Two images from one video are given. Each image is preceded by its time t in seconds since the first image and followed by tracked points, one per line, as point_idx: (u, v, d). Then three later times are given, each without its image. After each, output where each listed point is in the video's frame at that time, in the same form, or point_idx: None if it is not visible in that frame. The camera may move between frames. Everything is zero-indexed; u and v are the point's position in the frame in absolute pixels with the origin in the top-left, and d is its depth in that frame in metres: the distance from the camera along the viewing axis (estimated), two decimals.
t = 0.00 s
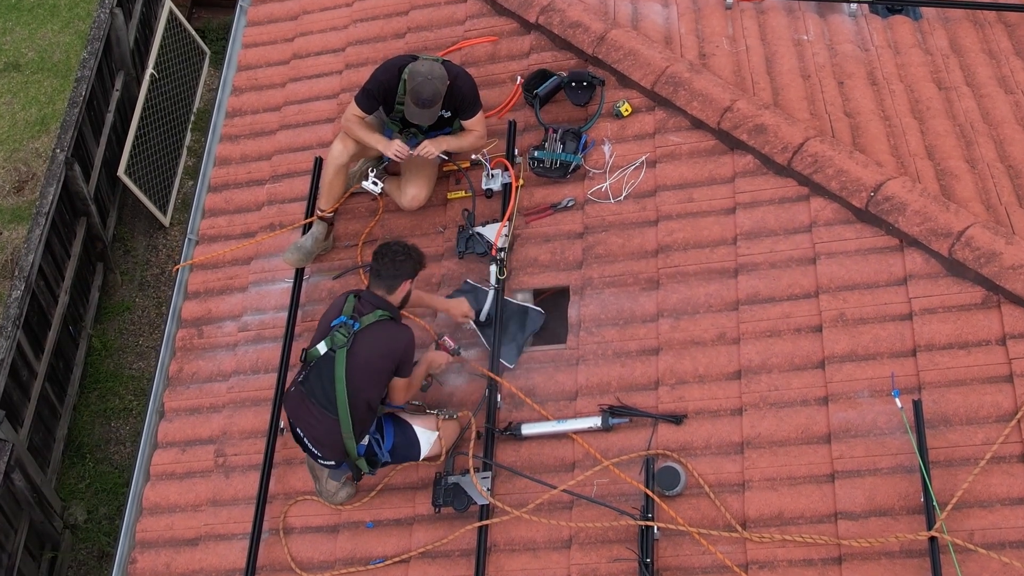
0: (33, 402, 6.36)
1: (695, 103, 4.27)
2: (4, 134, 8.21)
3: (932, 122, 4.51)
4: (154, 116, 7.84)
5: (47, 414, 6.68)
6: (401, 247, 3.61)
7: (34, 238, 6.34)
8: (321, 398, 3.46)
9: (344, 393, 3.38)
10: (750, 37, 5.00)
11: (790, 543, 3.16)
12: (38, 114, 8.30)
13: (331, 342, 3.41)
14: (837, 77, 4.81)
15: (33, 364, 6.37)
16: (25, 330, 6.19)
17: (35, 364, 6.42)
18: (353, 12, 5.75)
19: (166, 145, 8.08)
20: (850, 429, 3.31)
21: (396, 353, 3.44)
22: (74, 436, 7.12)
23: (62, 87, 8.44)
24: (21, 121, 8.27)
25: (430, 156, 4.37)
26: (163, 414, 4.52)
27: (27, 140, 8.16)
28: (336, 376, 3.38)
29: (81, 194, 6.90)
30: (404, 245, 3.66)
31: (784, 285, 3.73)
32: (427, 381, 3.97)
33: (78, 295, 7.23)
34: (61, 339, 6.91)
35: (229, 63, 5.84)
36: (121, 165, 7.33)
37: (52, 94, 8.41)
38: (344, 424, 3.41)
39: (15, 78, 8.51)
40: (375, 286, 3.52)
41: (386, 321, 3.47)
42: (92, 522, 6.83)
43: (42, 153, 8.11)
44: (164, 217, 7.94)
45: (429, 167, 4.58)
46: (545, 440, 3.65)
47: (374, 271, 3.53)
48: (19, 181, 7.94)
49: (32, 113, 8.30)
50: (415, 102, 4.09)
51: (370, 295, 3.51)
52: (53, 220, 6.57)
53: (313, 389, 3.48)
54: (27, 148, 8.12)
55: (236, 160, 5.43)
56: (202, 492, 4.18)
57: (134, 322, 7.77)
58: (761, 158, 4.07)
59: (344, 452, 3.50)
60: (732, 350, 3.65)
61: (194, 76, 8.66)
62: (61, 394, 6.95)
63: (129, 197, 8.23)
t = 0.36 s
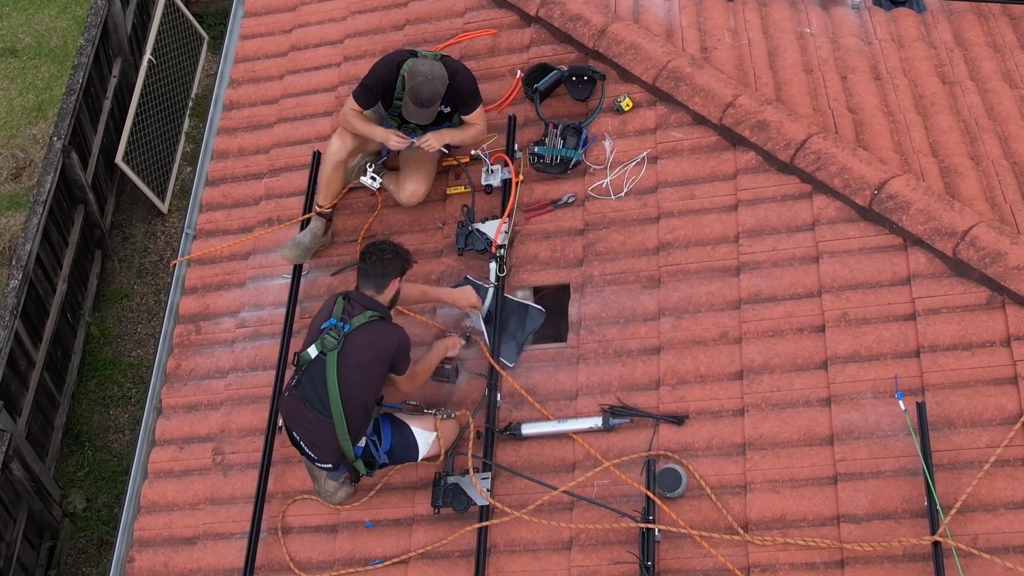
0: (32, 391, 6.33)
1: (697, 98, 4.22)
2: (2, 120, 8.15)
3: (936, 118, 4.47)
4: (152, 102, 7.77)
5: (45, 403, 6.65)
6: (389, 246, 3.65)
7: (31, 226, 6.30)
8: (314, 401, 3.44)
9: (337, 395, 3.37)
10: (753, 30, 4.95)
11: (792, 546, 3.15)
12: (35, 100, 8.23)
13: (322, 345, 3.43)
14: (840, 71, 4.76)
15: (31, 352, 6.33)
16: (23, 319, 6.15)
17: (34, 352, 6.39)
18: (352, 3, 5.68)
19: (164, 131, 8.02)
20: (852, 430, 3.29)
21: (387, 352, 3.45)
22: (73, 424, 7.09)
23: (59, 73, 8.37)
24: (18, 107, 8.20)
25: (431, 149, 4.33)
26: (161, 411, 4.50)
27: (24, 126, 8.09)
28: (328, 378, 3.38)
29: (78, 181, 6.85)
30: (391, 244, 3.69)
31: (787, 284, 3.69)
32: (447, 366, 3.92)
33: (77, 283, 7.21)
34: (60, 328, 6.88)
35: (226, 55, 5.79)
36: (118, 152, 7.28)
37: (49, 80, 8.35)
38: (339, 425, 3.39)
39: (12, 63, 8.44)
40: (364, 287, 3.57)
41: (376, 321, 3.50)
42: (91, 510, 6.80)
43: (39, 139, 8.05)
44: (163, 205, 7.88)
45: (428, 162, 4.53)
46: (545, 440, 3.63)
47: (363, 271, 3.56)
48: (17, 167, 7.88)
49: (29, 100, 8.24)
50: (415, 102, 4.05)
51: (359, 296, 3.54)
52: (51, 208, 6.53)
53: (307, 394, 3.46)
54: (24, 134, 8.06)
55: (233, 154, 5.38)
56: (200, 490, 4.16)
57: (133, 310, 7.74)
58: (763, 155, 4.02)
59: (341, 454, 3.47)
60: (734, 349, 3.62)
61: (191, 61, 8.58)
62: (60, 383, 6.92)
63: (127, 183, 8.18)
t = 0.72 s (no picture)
0: (31, 378, 6.30)
1: (698, 89, 4.17)
2: None
3: (939, 110, 4.42)
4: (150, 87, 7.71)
5: (44, 390, 6.61)
6: (399, 242, 3.64)
7: (29, 212, 6.26)
8: (315, 394, 3.42)
9: (338, 389, 3.35)
10: (755, 20, 4.89)
11: (794, 543, 3.14)
12: (32, 84, 8.16)
13: (325, 338, 3.41)
14: (843, 62, 4.71)
15: (30, 339, 6.30)
16: (21, 306, 6.12)
17: (32, 338, 6.35)
18: None
19: (163, 116, 7.96)
20: (854, 427, 3.27)
21: (391, 349, 3.41)
22: (72, 410, 7.06)
23: (56, 57, 8.30)
24: (15, 91, 8.14)
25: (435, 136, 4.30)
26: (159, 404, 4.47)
27: (22, 111, 8.03)
28: (330, 371, 3.36)
29: (76, 167, 6.81)
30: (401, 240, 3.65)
31: (789, 277, 3.66)
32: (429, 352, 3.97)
33: (76, 268, 7.19)
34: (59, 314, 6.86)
35: (223, 43, 5.73)
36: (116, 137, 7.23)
37: (47, 63, 8.28)
38: (339, 419, 3.36)
39: (10, 47, 8.38)
40: (370, 280, 3.57)
41: (380, 316, 3.47)
42: (91, 497, 6.79)
43: (37, 124, 7.99)
44: (162, 190, 7.83)
45: (428, 153, 4.48)
46: (545, 434, 3.62)
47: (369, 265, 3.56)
48: (15, 152, 7.82)
49: (26, 84, 8.17)
50: (411, 116, 4.01)
51: (365, 290, 3.52)
52: (49, 194, 6.49)
53: (308, 386, 3.45)
54: (22, 118, 8.00)
55: (231, 144, 5.33)
56: (199, 484, 4.14)
57: (132, 295, 7.70)
58: (765, 147, 3.98)
59: (340, 448, 3.45)
60: (735, 344, 3.59)
61: (190, 45, 8.51)
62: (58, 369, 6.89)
63: (125, 168, 8.12)
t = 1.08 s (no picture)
0: (30, 362, 6.28)
1: (699, 78, 4.13)
2: None
3: (941, 98, 4.39)
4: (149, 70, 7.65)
5: (43, 373, 6.59)
6: (404, 231, 3.59)
7: (28, 197, 6.22)
8: (316, 383, 3.39)
9: (340, 378, 3.33)
10: (757, 6, 4.84)
11: (795, 535, 3.14)
12: (31, 67, 8.10)
13: (326, 326, 3.37)
14: (846, 49, 4.66)
15: (29, 324, 6.27)
16: (21, 291, 6.10)
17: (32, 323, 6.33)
18: None
19: (161, 100, 7.91)
20: (855, 418, 3.26)
21: (391, 336, 3.42)
22: (72, 394, 7.04)
23: (55, 39, 8.23)
24: (14, 73, 8.07)
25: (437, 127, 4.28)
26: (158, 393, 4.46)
27: (20, 93, 7.97)
28: (332, 360, 3.33)
29: (75, 151, 6.77)
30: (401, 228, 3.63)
31: (791, 268, 3.64)
32: (445, 348, 3.90)
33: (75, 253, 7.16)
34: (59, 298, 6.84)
35: (222, 29, 5.67)
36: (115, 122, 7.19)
37: (45, 46, 8.20)
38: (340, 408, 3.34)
39: (8, 30, 8.31)
40: (371, 269, 3.53)
41: (382, 304, 3.46)
42: (91, 480, 6.79)
43: (36, 107, 7.93)
44: (161, 173, 7.79)
45: (428, 142, 4.43)
46: (545, 425, 3.61)
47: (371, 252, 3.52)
48: (14, 135, 7.77)
49: (25, 67, 8.10)
50: (409, 113, 3.97)
51: (366, 278, 3.50)
52: (48, 178, 6.46)
53: (308, 375, 3.42)
54: (20, 101, 7.93)
55: (230, 131, 5.29)
56: (199, 473, 4.13)
57: (132, 279, 7.67)
58: (766, 136, 3.94)
59: (341, 436, 3.44)
60: (737, 335, 3.57)
61: (189, 28, 8.45)
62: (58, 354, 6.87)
63: (124, 152, 8.07)
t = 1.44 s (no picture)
0: (30, 345, 6.27)
1: (700, 64, 4.09)
2: None
3: (943, 85, 4.35)
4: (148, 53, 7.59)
5: (43, 356, 6.57)
6: (407, 221, 3.57)
7: (27, 180, 6.19)
8: (315, 370, 3.38)
9: (339, 365, 3.31)
10: None
11: (796, 524, 3.14)
12: (30, 48, 8.03)
13: (327, 313, 3.37)
14: (848, 35, 4.62)
15: (29, 306, 6.26)
16: (21, 274, 6.08)
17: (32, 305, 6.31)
18: None
19: (161, 83, 7.86)
20: (857, 407, 3.25)
21: (392, 325, 3.41)
22: (72, 376, 7.03)
23: (54, 21, 8.16)
24: (13, 55, 8.02)
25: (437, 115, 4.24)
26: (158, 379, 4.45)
27: (20, 75, 7.91)
28: (332, 347, 3.32)
29: (74, 133, 6.73)
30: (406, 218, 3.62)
31: (792, 256, 3.62)
32: (450, 334, 3.87)
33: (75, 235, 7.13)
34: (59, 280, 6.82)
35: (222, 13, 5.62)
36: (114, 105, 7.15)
37: (44, 28, 8.14)
38: (339, 395, 3.33)
39: (8, 12, 8.25)
40: (375, 258, 3.50)
41: (383, 293, 3.45)
42: (92, 463, 6.78)
43: (35, 89, 7.87)
44: (161, 157, 7.75)
45: (428, 128, 4.39)
46: (546, 413, 3.60)
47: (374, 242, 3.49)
48: (13, 117, 7.72)
49: (24, 48, 8.04)
50: (406, 99, 3.94)
51: (369, 267, 3.48)
52: (48, 161, 6.43)
53: (308, 362, 3.40)
54: (19, 83, 7.88)
55: (229, 116, 5.25)
56: (199, 460, 4.13)
57: (132, 261, 7.65)
58: (768, 123, 3.91)
59: (339, 424, 3.42)
60: (738, 322, 3.56)
61: (189, 10, 8.38)
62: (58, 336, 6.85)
63: (123, 134, 8.03)
